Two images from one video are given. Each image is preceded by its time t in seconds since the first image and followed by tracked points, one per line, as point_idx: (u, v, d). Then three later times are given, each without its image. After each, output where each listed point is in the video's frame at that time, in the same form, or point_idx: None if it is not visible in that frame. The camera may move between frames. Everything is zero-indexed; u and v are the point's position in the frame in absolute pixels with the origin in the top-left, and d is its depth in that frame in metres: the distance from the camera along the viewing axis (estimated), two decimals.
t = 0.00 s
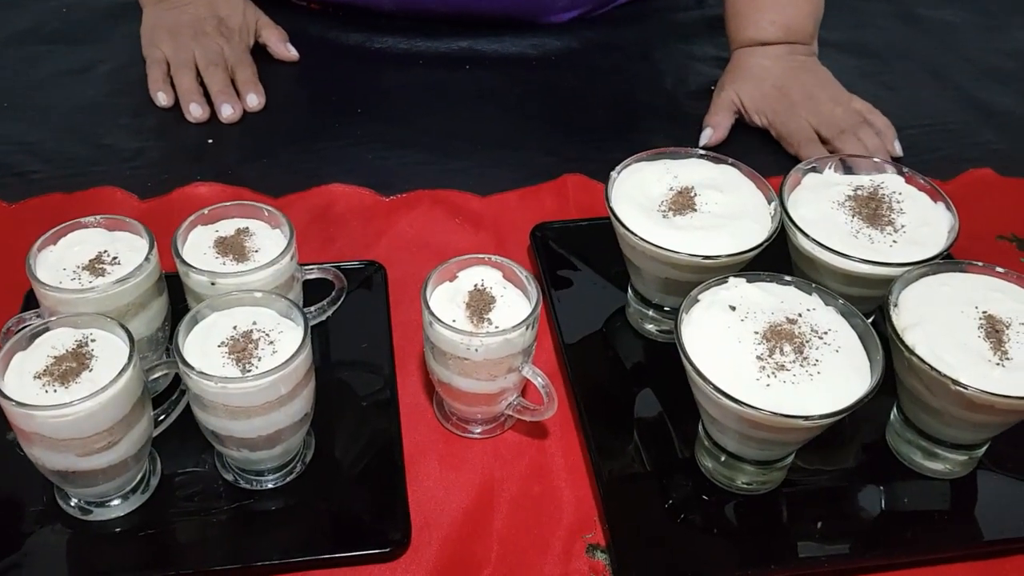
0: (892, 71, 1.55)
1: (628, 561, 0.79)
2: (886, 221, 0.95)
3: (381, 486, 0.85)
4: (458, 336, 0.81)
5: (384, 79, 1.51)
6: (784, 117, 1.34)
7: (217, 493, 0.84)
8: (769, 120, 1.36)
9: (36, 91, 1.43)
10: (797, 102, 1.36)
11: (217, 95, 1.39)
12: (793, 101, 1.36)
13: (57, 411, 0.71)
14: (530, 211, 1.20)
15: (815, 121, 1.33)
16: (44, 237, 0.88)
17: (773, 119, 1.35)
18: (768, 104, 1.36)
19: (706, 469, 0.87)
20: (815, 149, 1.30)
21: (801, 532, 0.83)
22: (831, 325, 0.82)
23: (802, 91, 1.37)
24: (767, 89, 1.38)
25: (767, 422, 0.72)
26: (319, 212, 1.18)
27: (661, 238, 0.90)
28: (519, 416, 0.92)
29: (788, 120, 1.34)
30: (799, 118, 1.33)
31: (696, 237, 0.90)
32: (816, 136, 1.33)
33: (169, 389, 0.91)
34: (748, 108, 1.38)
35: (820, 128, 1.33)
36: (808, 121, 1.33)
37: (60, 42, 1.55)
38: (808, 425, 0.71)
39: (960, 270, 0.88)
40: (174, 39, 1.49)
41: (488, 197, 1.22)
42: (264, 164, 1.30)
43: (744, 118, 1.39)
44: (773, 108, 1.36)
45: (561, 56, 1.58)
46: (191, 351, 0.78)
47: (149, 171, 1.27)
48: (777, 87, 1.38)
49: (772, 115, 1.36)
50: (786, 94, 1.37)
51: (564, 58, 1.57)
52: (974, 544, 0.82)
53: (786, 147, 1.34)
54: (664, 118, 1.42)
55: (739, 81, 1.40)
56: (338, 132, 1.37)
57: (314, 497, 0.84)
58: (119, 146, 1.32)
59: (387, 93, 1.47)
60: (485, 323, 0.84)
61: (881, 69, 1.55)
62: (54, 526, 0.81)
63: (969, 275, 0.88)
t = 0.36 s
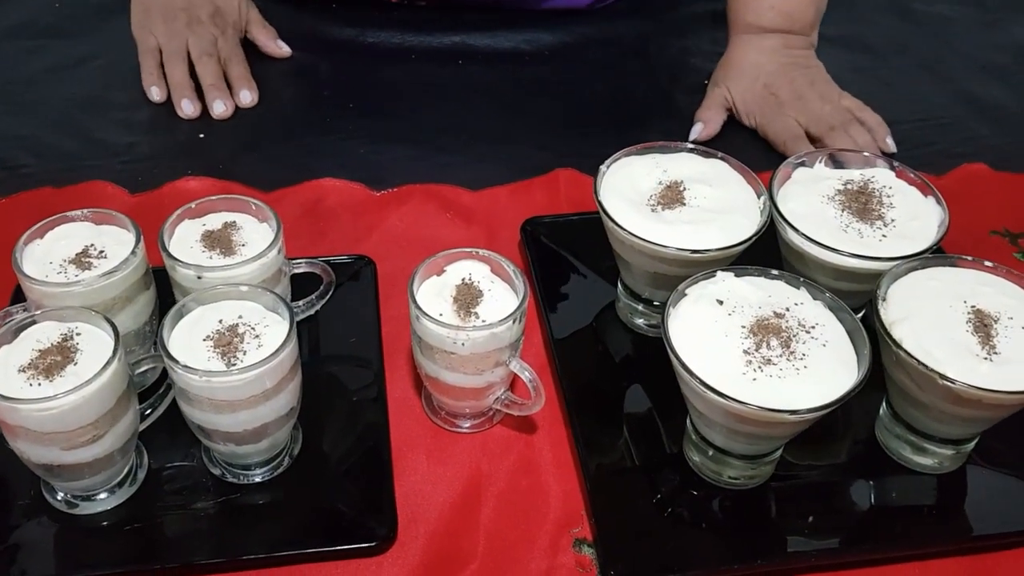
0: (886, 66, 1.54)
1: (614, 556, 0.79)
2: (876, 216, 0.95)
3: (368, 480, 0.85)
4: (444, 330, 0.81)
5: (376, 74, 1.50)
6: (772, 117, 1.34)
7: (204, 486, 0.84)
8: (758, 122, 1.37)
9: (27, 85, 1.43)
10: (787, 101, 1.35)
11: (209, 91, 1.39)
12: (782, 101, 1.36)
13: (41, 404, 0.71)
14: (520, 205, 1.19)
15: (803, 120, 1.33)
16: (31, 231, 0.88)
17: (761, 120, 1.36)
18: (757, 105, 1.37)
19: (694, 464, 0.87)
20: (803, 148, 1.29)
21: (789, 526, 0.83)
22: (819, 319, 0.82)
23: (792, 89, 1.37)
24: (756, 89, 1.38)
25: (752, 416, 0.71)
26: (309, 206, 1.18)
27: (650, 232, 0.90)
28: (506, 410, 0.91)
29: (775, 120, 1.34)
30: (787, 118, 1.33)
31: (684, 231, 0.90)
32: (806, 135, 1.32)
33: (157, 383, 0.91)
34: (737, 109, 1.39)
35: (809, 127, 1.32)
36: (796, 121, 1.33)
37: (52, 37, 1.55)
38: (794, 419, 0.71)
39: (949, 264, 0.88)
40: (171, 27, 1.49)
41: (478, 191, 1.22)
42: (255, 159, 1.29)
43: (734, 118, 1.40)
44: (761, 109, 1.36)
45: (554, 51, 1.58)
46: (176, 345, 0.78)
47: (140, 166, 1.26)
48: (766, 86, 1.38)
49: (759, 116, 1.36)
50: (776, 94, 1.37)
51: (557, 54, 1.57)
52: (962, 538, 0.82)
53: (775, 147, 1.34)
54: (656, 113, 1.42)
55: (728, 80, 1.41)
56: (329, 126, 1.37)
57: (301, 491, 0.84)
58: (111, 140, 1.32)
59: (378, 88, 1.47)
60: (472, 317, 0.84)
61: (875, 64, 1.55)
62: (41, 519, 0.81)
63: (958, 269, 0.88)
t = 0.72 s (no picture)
0: (884, 61, 1.54)
1: (605, 551, 0.78)
2: (871, 210, 0.95)
3: (359, 474, 0.85)
4: (435, 324, 0.81)
5: (372, 69, 1.50)
6: (790, 79, 1.38)
7: (195, 481, 0.84)
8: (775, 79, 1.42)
9: (22, 80, 1.43)
10: (809, 66, 1.39)
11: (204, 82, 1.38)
12: (803, 64, 1.39)
13: (29, 398, 0.71)
14: (515, 200, 1.19)
15: (817, 91, 1.36)
16: (21, 225, 0.88)
17: (778, 78, 1.40)
18: (778, 64, 1.41)
19: (686, 459, 0.87)
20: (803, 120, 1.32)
21: (782, 522, 0.82)
22: (811, 314, 0.82)
23: (814, 56, 1.40)
24: (781, 47, 1.42)
25: (743, 411, 0.71)
26: (303, 201, 1.17)
27: (643, 226, 0.89)
28: (498, 405, 0.91)
29: (791, 84, 1.38)
30: (802, 84, 1.37)
31: (677, 226, 0.89)
32: (814, 107, 1.36)
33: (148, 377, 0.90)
34: (760, 62, 1.44)
35: (819, 98, 1.35)
36: (810, 90, 1.36)
37: (48, 32, 1.55)
38: (785, 414, 0.70)
39: (942, 259, 0.88)
40: (182, 7, 1.48)
41: (473, 186, 1.21)
42: (250, 154, 1.29)
43: (755, 71, 1.46)
44: (781, 69, 1.40)
45: (550, 46, 1.57)
46: (166, 339, 0.78)
47: (134, 160, 1.26)
48: (792, 48, 1.42)
49: (777, 75, 1.40)
50: (799, 57, 1.40)
51: (554, 49, 1.57)
52: (955, 533, 0.82)
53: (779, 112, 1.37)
54: (653, 108, 1.42)
55: (758, 32, 1.45)
56: (324, 121, 1.37)
57: (293, 486, 0.84)
58: (106, 135, 1.31)
59: (374, 82, 1.46)
60: (463, 312, 0.84)
61: (873, 59, 1.55)
62: (31, 513, 0.81)
63: (951, 264, 0.87)
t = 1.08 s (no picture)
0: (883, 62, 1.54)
1: (602, 549, 0.79)
2: (868, 211, 0.95)
3: (357, 473, 0.85)
4: (433, 323, 0.81)
5: (372, 67, 1.50)
6: None
7: (194, 479, 0.85)
8: None
9: (24, 78, 1.43)
10: None
11: (219, 70, 1.41)
12: None
13: (29, 395, 0.71)
14: (514, 199, 1.19)
15: None
16: (22, 223, 0.88)
17: None
18: None
19: (683, 458, 0.87)
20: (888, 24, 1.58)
21: (777, 520, 0.83)
22: (807, 314, 0.82)
23: None
24: None
25: (739, 411, 0.71)
26: (303, 199, 1.17)
27: (641, 226, 0.90)
28: (496, 404, 0.91)
29: None
30: None
31: (675, 226, 0.90)
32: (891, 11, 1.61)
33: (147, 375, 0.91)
34: None
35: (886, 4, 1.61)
36: None
37: (49, 30, 1.55)
38: (781, 414, 0.71)
39: (939, 259, 0.88)
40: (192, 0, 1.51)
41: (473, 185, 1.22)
42: (251, 152, 1.29)
43: None
44: None
45: (550, 46, 1.58)
46: (165, 338, 0.78)
47: (136, 158, 1.27)
48: None
49: None
50: None
51: (554, 48, 1.57)
52: (951, 533, 0.82)
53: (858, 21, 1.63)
54: (653, 107, 1.42)
55: None
56: (325, 119, 1.37)
57: (291, 483, 0.84)
58: (106, 133, 1.32)
59: (375, 80, 1.47)
60: (461, 311, 0.84)
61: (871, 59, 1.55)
62: (30, 510, 0.81)
63: (948, 264, 0.87)
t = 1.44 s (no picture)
0: (882, 60, 1.55)
1: (599, 544, 0.79)
2: (865, 208, 0.95)
3: (356, 468, 0.86)
4: (432, 319, 0.82)
5: (373, 65, 1.51)
6: None
7: (195, 474, 0.85)
8: None
9: (26, 76, 1.43)
10: None
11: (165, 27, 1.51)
12: None
13: (31, 391, 0.72)
14: (513, 196, 1.20)
15: None
16: (24, 220, 0.89)
17: None
18: None
19: (681, 454, 0.88)
20: None
21: (774, 515, 0.83)
22: (804, 310, 0.83)
23: None
24: None
25: (735, 406, 0.72)
26: (303, 197, 1.18)
27: (638, 223, 0.90)
28: (495, 400, 0.92)
29: None
30: None
31: (672, 223, 0.90)
32: None
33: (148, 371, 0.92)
34: None
35: None
36: None
37: (51, 28, 1.56)
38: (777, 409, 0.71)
39: (935, 256, 0.88)
40: None
41: (472, 182, 1.22)
42: (251, 149, 1.30)
43: None
44: None
45: (550, 44, 1.58)
46: (166, 334, 0.79)
47: (138, 155, 1.27)
48: None
49: None
50: None
51: (553, 46, 1.58)
52: (945, 528, 0.83)
53: None
54: (652, 105, 1.43)
55: None
56: (325, 117, 1.38)
57: (291, 478, 0.85)
58: (107, 131, 1.32)
59: (376, 77, 1.48)
60: (460, 307, 0.85)
61: (870, 57, 1.56)
62: (33, 505, 0.82)
63: (944, 261, 0.88)
